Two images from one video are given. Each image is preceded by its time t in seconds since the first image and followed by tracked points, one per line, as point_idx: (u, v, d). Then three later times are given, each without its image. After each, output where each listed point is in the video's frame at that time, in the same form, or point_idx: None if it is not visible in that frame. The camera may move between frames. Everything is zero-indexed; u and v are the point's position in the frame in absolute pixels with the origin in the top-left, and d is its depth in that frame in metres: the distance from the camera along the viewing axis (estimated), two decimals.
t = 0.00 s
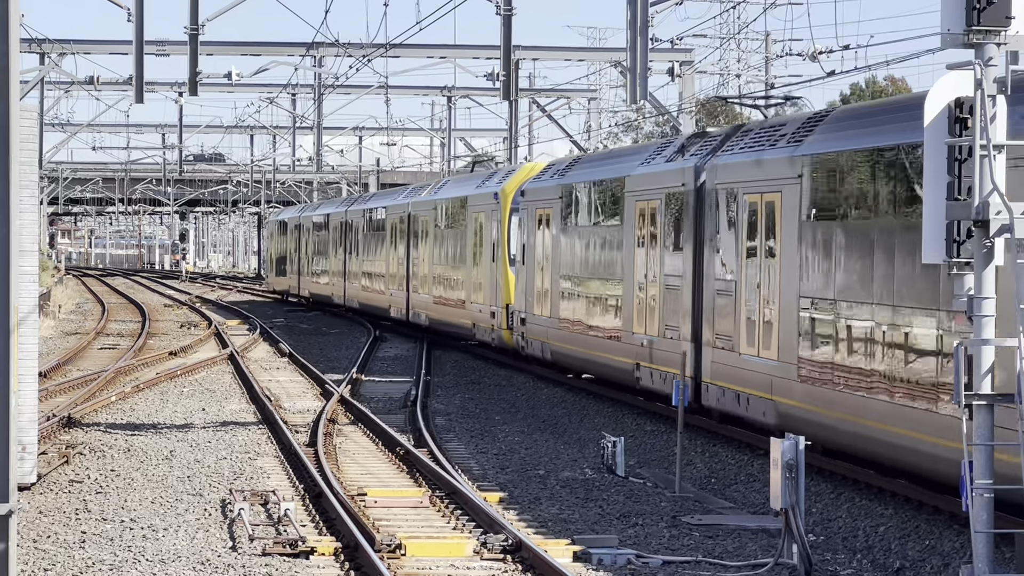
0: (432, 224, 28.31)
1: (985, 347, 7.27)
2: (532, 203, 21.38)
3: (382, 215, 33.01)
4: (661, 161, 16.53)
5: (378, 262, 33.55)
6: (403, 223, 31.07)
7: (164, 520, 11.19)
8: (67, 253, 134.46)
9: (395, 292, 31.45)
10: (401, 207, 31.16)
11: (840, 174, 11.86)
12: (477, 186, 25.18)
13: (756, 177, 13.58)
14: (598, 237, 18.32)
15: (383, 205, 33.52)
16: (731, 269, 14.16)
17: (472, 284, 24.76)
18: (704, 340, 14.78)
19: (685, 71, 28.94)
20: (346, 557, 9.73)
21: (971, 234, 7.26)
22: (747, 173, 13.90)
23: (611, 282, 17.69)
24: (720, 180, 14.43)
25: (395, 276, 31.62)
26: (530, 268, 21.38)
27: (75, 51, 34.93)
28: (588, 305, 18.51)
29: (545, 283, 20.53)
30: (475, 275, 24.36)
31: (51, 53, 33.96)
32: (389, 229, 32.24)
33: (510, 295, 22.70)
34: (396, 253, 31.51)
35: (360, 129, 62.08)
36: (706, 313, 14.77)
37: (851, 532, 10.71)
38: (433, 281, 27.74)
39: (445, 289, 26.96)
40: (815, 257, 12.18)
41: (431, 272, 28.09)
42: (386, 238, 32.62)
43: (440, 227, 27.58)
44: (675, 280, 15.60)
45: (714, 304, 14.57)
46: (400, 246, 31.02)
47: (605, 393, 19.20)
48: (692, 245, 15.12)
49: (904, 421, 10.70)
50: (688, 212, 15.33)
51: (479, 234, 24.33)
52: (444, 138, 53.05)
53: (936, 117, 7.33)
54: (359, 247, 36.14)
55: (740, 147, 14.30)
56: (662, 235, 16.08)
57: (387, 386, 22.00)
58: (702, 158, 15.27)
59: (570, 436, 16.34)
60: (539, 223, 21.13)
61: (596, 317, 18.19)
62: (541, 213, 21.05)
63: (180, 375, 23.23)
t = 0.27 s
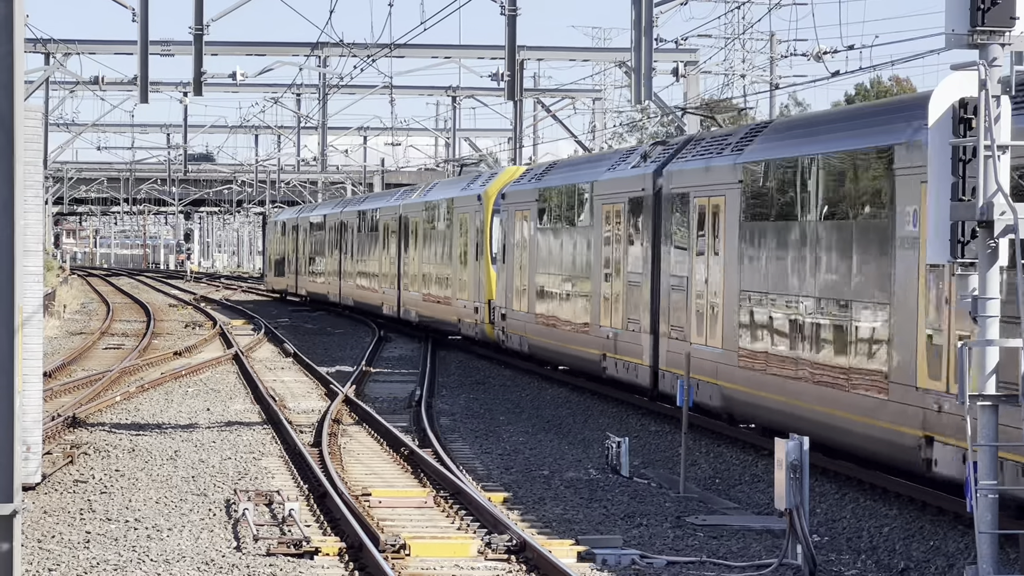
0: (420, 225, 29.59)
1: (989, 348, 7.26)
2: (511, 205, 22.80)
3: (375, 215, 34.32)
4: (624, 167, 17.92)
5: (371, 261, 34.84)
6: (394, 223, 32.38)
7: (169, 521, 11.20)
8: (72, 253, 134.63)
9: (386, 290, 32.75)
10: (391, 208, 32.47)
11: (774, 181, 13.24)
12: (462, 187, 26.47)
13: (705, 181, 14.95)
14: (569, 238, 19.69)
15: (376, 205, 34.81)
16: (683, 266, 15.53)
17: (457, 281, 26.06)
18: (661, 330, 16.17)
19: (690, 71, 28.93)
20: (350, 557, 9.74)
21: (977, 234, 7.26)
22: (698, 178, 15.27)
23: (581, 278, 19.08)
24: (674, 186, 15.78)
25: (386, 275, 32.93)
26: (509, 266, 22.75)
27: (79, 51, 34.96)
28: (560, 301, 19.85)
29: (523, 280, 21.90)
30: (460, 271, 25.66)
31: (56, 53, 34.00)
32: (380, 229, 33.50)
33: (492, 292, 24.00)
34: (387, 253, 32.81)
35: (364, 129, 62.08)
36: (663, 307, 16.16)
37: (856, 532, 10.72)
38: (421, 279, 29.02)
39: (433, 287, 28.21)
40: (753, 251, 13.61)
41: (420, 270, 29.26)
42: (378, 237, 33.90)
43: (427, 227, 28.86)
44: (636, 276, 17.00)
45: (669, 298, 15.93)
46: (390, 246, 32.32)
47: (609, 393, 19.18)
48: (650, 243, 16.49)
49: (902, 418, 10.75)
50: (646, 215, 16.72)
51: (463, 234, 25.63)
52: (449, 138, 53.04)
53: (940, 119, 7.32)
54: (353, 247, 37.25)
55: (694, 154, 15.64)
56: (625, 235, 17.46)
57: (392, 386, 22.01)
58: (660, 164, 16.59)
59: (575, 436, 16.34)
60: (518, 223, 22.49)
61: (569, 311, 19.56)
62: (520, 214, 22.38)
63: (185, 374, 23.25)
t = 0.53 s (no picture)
0: (408, 227, 30.95)
1: (990, 349, 7.25)
2: (490, 208, 24.18)
3: (367, 217, 35.60)
4: (589, 172, 19.34)
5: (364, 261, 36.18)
6: (384, 225, 33.71)
7: (170, 522, 11.21)
8: (74, 253, 134.70)
9: (378, 289, 34.06)
10: (381, 210, 33.81)
11: (716, 186, 14.66)
12: (447, 192, 27.80)
13: (656, 185, 16.42)
14: (542, 238, 21.08)
15: (369, 208, 36.10)
16: (639, 263, 16.94)
17: (441, 280, 27.39)
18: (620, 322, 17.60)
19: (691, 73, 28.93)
20: (352, 558, 9.74)
21: (977, 235, 7.25)
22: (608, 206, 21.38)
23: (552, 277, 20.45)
24: (631, 189, 17.20)
25: (377, 275, 34.24)
26: (488, 265, 24.12)
27: (81, 52, 34.98)
28: (534, 297, 21.23)
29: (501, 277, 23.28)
30: (445, 270, 26.92)
31: (58, 54, 34.02)
32: (372, 232, 34.77)
33: (473, 289, 25.33)
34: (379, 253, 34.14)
35: (366, 130, 62.12)
36: (623, 301, 17.57)
37: (857, 533, 10.72)
38: (409, 278, 30.36)
39: (421, 286, 29.51)
40: (695, 252, 15.05)
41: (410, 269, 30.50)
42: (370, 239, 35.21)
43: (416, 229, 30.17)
44: (598, 273, 18.40)
45: (628, 295, 17.29)
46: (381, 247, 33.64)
47: (612, 395, 19.16)
48: (610, 243, 17.92)
49: (900, 417, 10.77)
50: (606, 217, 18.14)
51: (448, 235, 26.95)
52: (450, 139, 53.07)
53: (942, 120, 7.31)
54: (348, 246, 38.44)
55: (649, 161, 17.06)
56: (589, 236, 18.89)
57: (393, 387, 22.01)
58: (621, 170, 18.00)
59: (576, 438, 16.34)
60: (497, 225, 23.88)
61: (541, 306, 20.95)
62: (498, 216, 23.75)
63: (186, 376, 23.27)
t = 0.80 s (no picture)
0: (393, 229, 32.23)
1: (987, 350, 7.26)
2: (468, 211, 25.52)
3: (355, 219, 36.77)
4: (555, 179, 20.79)
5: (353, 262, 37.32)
6: (371, 227, 34.93)
7: (168, 523, 11.21)
8: (72, 255, 134.68)
9: (365, 289, 35.15)
10: (368, 213, 35.08)
11: (668, 193, 16.00)
12: (429, 196, 29.08)
13: (614, 192, 17.91)
14: (514, 240, 22.50)
15: (357, 210, 37.25)
16: (601, 264, 18.40)
17: (424, 280, 28.62)
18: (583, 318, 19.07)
19: (690, 74, 28.93)
20: (350, 560, 9.74)
21: (976, 237, 7.27)
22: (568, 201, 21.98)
23: (524, 277, 21.85)
24: (594, 196, 18.67)
25: (365, 276, 35.42)
26: (466, 266, 25.38)
27: (79, 54, 34.97)
28: (508, 296, 22.67)
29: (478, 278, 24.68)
30: (427, 270, 28.17)
31: (56, 56, 34.01)
32: (360, 233, 35.93)
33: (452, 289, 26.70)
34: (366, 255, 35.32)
35: (364, 132, 62.10)
36: (587, 299, 18.98)
37: (856, 535, 10.71)
38: (393, 278, 31.65)
39: (405, 286, 30.77)
40: (652, 252, 16.41)
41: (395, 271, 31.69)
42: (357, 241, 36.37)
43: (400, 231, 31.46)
44: (564, 274, 19.83)
45: (592, 292, 18.72)
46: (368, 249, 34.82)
47: (610, 396, 19.15)
48: (575, 245, 19.40)
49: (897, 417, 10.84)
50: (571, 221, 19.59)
51: (429, 237, 28.26)
52: (449, 141, 53.06)
53: (940, 121, 7.31)
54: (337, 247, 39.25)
55: (609, 170, 18.53)
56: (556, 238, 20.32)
57: (391, 388, 22.01)
58: (587, 177, 19.31)
59: (574, 439, 16.33)
60: (475, 228, 25.27)
61: (514, 304, 22.37)
62: (476, 219, 25.15)
63: (184, 377, 23.26)
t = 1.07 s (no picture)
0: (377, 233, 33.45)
1: (982, 352, 7.26)
2: (445, 214, 27.01)
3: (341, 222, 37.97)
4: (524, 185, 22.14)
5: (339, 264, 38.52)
6: (356, 230, 36.13)
7: (163, 524, 11.20)
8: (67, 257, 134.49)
9: (350, 289, 36.59)
10: (354, 216, 36.33)
11: (622, 198, 17.52)
12: (409, 200, 30.31)
13: (575, 197, 19.34)
14: (487, 242, 23.82)
15: (343, 213, 38.44)
16: (564, 263, 19.81)
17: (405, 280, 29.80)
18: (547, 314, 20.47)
19: (685, 75, 28.95)
20: (345, 561, 9.74)
21: (970, 238, 7.24)
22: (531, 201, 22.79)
23: (496, 277, 23.16)
24: (558, 200, 20.10)
25: (350, 277, 36.62)
26: (442, 267, 26.89)
27: (73, 55, 34.94)
28: (479, 294, 24.17)
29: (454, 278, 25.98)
30: (407, 270, 29.40)
31: (50, 57, 33.97)
32: (345, 235, 37.28)
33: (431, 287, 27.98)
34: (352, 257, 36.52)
35: (359, 134, 62.08)
36: (553, 296, 20.32)
37: (851, 536, 10.73)
38: (376, 279, 32.91)
39: (388, 286, 32.01)
40: (608, 252, 17.91)
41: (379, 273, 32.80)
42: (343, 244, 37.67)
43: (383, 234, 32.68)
44: (531, 273, 21.23)
45: (555, 289, 20.20)
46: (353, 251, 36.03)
47: (605, 397, 19.18)
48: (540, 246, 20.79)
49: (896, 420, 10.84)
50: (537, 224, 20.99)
51: (409, 239, 29.51)
52: (444, 142, 53.05)
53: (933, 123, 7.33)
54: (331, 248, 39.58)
55: (572, 176, 19.95)
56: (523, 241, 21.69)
57: (386, 390, 22.01)
58: (551, 184, 20.81)
59: (570, 440, 16.35)
60: (452, 231, 26.59)
61: (488, 303, 23.69)
62: (453, 222, 26.45)
63: (180, 379, 23.25)
